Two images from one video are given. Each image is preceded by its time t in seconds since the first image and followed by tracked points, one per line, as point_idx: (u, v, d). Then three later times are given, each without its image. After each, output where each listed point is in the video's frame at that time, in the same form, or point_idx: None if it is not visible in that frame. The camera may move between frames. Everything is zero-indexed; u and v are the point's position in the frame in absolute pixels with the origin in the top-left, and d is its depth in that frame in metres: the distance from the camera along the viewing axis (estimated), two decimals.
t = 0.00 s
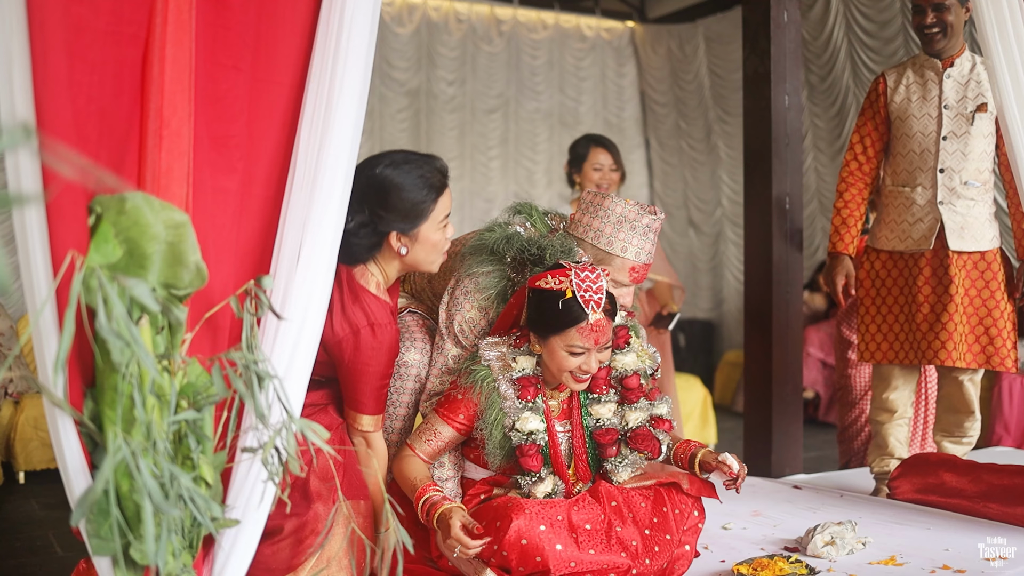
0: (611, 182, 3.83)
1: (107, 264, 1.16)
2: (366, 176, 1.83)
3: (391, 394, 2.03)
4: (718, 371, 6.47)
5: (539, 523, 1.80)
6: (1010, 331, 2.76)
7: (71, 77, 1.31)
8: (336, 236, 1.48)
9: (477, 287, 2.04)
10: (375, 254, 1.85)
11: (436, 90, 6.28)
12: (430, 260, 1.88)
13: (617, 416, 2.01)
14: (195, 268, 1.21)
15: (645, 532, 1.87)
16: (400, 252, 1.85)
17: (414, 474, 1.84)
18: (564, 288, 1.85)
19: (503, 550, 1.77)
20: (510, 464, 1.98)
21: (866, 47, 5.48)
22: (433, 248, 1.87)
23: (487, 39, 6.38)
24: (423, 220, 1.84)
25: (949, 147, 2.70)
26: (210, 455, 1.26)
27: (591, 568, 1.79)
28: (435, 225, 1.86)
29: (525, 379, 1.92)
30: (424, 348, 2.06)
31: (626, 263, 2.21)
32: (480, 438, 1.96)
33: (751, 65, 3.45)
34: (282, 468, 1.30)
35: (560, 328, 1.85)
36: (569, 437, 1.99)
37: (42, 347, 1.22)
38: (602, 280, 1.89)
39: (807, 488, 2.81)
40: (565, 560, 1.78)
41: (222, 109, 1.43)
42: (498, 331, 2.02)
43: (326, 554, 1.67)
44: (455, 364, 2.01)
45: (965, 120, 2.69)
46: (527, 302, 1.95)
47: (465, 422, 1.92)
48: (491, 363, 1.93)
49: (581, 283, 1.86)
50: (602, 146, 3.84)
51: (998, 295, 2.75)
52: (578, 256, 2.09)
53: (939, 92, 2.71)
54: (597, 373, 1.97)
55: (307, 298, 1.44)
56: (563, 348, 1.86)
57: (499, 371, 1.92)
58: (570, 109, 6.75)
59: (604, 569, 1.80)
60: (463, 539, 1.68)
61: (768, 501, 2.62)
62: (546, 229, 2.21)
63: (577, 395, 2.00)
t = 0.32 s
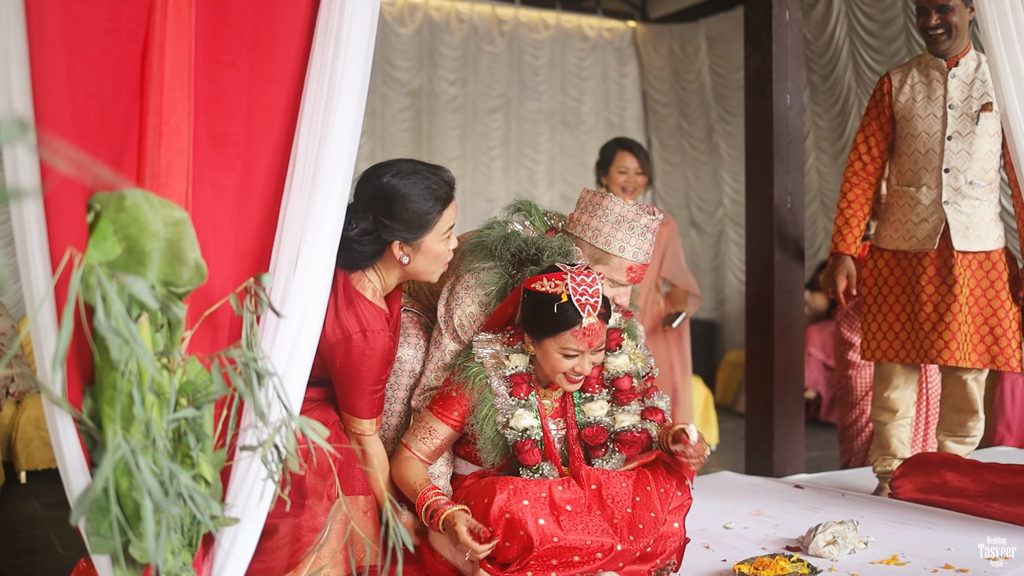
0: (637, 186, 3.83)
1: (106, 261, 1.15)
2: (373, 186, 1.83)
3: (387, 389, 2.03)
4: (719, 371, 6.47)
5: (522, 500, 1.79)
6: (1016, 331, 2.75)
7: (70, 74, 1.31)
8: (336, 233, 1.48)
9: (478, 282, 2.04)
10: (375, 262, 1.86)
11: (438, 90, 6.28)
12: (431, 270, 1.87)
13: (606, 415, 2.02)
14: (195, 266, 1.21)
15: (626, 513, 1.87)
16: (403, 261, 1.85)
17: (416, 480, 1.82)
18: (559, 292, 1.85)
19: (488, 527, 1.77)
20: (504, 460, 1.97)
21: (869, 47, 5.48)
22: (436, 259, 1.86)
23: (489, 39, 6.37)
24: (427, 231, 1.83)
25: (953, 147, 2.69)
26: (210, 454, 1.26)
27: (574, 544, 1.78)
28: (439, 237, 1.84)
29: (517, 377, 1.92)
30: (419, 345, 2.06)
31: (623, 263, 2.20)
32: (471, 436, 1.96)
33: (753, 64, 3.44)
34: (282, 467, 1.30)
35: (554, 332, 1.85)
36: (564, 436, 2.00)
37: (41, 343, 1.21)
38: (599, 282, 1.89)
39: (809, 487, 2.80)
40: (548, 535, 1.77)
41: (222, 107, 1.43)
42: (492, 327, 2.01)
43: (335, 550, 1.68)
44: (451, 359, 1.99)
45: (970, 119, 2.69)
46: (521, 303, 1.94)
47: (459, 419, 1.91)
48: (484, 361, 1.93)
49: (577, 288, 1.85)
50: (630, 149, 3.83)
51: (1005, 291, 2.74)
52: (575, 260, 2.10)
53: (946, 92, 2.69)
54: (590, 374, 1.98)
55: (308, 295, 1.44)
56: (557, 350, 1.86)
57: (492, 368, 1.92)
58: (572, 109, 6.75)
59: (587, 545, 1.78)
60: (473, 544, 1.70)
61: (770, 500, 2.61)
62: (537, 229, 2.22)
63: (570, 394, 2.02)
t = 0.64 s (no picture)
0: (662, 184, 3.85)
1: (103, 257, 1.15)
2: (384, 120, 1.84)
3: (384, 391, 2.03)
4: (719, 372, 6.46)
5: (518, 521, 1.78)
6: (1015, 331, 2.75)
7: (68, 68, 1.31)
8: (334, 229, 1.47)
9: (467, 299, 2.04)
10: (375, 197, 1.85)
11: (439, 89, 6.27)
12: (426, 215, 1.87)
13: (591, 414, 2.01)
14: (192, 261, 1.21)
15: (622, 523, 1.87)
16: (400, 200, 1.85)
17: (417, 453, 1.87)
18: (544, 281, 1.87)
19: (488, 549, 1.76)
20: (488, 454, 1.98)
21: (869, 47, 5.48)
22: (433, 204, 1.86)
23: (490, 39, 6.37)
24: (429, 172, 1.83)
25: (953, 146, 2.69)
26: (207, 450, 1.25)
27: (574, 561, 1.80)
28: (440, 182, 1.85)
29: (513, 374, 1.92)
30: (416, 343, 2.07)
31: (613, 267, 2.21)
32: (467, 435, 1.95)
33: (754, 64, 3.44)
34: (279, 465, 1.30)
35: (542, 322, 1.86)
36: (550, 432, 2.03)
37: (37, 336, 1.21)
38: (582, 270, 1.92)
39: (809, 487, 2.80)
40: (548, 554, 1.78)
41: (220, 103, 1.43)
42: (482, 329, 2.03)
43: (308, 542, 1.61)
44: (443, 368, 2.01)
45: (970, 118, 2.69)
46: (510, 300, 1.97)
47: (454, 420, 1.92)
48: (477, 361, 1.93)
49: (561, 276, 1.87)
50: (657, 148, 3.86)
51: (1004, 293, 2.75)
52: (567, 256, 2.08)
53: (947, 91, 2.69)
54: (578, 368, 1.96)
55: (306, 291, 1.44)
56: (546, 341, 1.87)
57: (486, 367, 1.92)
58: (572, 109, 6.75)
59: (587, 562, 1.81)
60: (484, 471, 1.72)
61: (769, 501, 2.60)
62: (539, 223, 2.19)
63: (557, 390, 2.03)
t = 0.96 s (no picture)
0: (675, 183, 3.91)
1: (102, 257, 1.15)
2: (388, 36, 1.94)
3: (382, 388, 2.10)
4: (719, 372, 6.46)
5: (520, 522, 1.77)
6: (1014, 326, 2.75)
7: (65, 69, 1.31)
8: (333, 229, 1.47)
9: (466, 296, 2.06)
10: (369, 106, 1.93)
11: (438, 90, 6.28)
12: (414, 134, 1.95)
13: (587, 410, 2.00)
14: (191, 262, 1.21)
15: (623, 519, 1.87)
16: (391, 115, 1.93)
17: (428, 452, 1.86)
18: (538, 273, 1.87)
19: (487, 551, 1.76)
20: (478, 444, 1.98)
21: (869, 47, 5.48)
22: (424, 124, 1.95)
23: (489, 39, 6.37)
24: (424, 92, 1.93)
25: (949, 142, 2.69)
26: (206, 451, 1.25)
27: (576, 559, 1.80)
28: (432, 105, 1.94)
29: (502, 369, 1.92)
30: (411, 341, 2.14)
31: (609, 263, 2.20)
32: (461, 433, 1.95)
33: (752, 63, 3.43)
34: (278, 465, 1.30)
35: (536, 314, 1.86)
36: (548, 431, 1.99)
37: (36, 338, 1.21)
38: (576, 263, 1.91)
39: (809, 487, 2.80)
40: (550, 554, 1.78)
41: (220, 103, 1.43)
42: (478, 326, 2.03)
43: (296, 537, 1.60)
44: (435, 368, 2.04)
45: (963, 114, 2.70)
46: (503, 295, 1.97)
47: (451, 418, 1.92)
48: (468, 357, 1.94)
49: (555, 268, 1.88)
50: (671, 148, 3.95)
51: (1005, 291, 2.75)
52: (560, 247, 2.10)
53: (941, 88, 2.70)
54: (571, 362, 1.95)
55: (306, 290, 1.43)
56: (539, 333, 1.86)
57: (477, 364, 1.93)
58: (572, 109, 6.75)
59: (590, 556, 1.81)
60: (514, 436, 1.85)
61: (769, 500, 2.60)
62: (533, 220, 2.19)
63: (553, 387, 2.01)
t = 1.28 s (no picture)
0: (678, 184, 3.87)
1: (100, 256, 1.15)
2: None
3: (377, 381, 2.11)
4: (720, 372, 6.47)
5: (514, 514, 1.77)
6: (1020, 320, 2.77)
7: (64, 68, 1.31)
8: (333, 230, 1.46)
9: (465, 289, 2.07)
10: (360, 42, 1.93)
11: (439, 90, 6.28)
12: (405, 71, 1.96)
13: (576, 411, 1.98)
14: (190, 262, 1.20)
15: (621, 524, 1.87)
16: (381, 54, 1.93)
17: (445, 454, 1.87)
18: (528, 276, 1.89)
19: (479, 540, 1.76)
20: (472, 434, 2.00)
21: (870, 48, 5.49)
22: (412, 64, 1.94)
23: (489, 40, 6.38)
24: (413, 31, 1.92)
25: (945, 145, 2.69)
26: (205, 451, 1.25)
27: (567, 557, 1.78)
28: (422, 44, 1.94)
29: (500, 371, 1.92)
30: (406, 336, 2.16)
31: (605, 263, 2.20)
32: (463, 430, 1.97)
33: (752, 63, 3.43)
34: (276, 465, 1.29)
35: (527, 316, 1.86)
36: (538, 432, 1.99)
37: (34, 339, 1.21)
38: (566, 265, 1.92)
39: (809, 487, 2.79)
40: (542, 549, 1.76)
41: (220, 103, 1.43)
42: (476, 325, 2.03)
43: (287, 538, 1.61)
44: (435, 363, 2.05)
45: (957, 116, 2.70)
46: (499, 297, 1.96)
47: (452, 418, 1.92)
48: (468, 357, 1.94)
49: (544, 271, 1.89)
50: (676, 150, 3.90)
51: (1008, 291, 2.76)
52: (554, 250, 2.08)
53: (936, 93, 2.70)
54: (566, 364, 1.96)
55: (305, 290, 1.43)
56: (530, 336, 1.86)
57: (475, 364, 1.93)
58: (572, 110, 6.75)
59: (580, 557, 1.80)
60: (535, 438, 1.89)
61: (769, 501, 2.59)
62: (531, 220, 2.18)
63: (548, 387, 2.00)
